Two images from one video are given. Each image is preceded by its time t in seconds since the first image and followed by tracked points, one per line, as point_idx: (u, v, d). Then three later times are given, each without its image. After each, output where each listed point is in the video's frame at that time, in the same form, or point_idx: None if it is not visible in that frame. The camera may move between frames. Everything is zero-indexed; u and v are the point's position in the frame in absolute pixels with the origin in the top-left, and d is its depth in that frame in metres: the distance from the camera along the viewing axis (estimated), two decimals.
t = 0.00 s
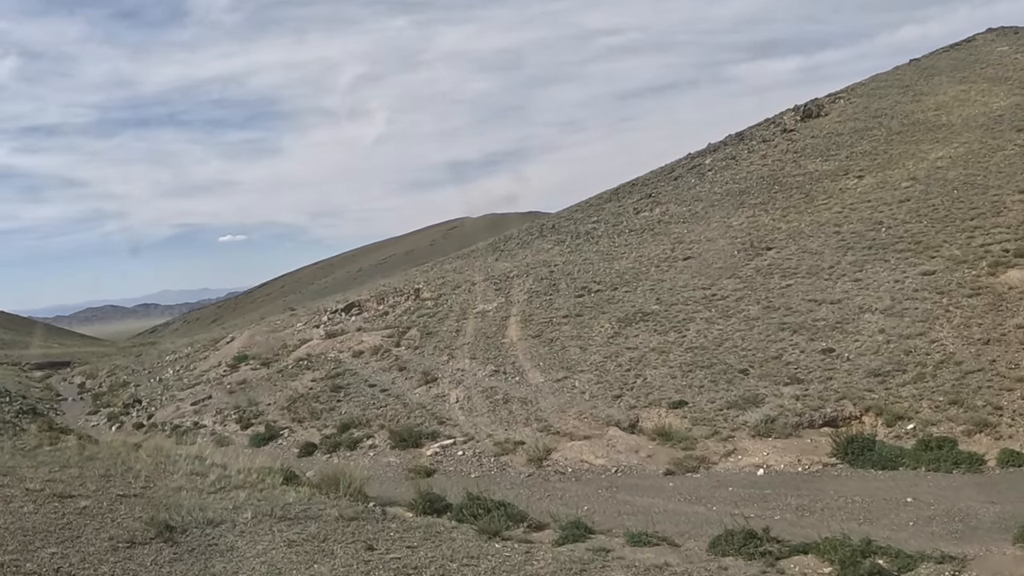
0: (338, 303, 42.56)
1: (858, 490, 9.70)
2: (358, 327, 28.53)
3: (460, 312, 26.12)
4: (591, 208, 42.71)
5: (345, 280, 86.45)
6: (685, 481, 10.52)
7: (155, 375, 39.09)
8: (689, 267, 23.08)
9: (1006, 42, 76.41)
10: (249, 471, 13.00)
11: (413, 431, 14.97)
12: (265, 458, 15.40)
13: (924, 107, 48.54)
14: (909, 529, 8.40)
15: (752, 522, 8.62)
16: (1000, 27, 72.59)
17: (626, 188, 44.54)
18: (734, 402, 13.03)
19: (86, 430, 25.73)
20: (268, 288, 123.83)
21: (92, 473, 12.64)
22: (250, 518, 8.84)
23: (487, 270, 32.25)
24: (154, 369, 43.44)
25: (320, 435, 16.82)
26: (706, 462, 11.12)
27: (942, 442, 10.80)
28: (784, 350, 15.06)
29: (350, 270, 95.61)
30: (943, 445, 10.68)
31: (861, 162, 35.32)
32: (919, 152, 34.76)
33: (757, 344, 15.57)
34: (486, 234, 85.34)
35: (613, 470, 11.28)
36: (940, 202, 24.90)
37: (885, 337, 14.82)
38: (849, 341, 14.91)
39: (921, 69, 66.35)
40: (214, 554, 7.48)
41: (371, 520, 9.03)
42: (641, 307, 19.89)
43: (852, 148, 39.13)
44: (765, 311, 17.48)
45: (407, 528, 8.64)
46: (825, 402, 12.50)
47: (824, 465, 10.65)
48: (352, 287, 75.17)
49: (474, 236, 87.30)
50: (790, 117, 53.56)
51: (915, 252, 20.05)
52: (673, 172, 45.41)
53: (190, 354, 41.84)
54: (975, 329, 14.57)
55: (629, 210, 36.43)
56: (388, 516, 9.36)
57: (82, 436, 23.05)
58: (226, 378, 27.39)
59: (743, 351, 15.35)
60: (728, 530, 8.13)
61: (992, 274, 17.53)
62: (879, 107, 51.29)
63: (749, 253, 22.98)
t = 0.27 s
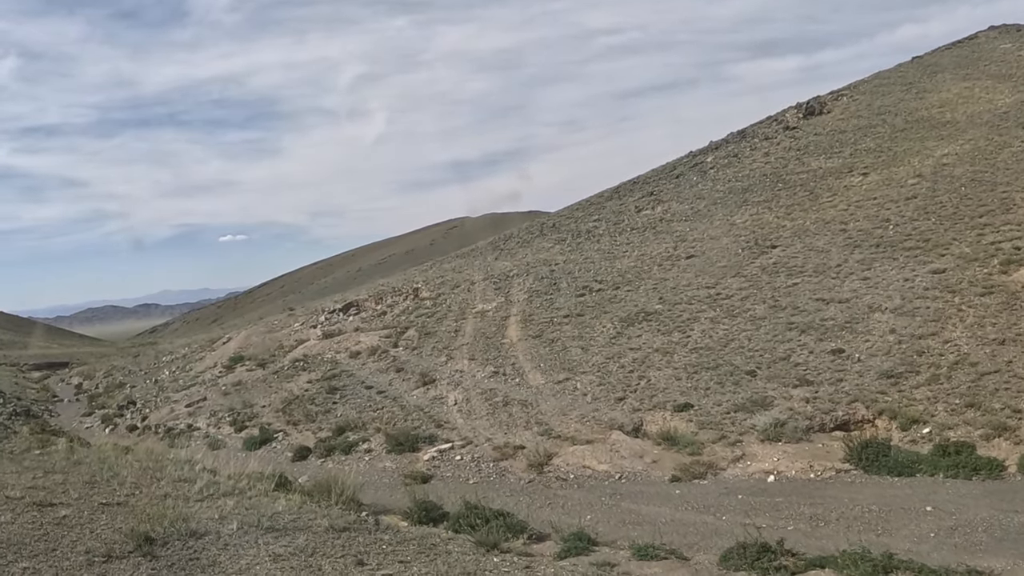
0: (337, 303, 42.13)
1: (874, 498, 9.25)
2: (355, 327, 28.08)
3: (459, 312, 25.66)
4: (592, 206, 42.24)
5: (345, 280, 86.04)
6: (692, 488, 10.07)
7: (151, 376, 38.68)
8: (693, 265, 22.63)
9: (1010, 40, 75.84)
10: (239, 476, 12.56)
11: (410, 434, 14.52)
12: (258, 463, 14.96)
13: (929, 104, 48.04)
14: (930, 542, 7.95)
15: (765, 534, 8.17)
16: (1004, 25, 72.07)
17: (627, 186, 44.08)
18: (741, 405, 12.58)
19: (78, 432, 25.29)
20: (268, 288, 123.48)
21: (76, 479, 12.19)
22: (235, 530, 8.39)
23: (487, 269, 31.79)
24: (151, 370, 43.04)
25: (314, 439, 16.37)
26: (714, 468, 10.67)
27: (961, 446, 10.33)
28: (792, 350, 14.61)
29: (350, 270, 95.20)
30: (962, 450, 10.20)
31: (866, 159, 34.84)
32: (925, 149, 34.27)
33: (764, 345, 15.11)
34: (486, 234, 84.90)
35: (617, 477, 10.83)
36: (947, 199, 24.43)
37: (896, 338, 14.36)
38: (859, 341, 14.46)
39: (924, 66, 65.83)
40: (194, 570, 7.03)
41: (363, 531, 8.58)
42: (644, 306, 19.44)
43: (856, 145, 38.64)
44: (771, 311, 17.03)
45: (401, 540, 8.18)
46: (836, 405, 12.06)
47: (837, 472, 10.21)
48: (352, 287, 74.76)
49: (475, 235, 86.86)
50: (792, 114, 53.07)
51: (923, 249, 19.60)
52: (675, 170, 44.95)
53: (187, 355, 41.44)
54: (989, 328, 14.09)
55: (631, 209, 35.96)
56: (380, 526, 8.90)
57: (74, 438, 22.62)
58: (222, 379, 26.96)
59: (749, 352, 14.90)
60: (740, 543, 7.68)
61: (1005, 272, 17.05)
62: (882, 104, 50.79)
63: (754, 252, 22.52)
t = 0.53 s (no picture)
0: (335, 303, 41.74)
1: (889, 504, 8.86)
2: (353, 326, 27.68)
3: (458, 311, 25.25)
4: (592, 204, 41.86)
5: (345, 279, 85.69)
6: (699, 493, 9.67)
7: (148, 376, 38.30)
8: (696, 264, 22.23)
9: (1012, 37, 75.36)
10: (229, 480, 12.16)
11: (406, 437, 14.12)
12: (251, 465, 14.57)
13: (932, 101, 47.59)
14: (951, 551, 7.55)
15: (776, 543, 7.77)
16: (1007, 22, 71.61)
17: (628, 184, 43.69)
18: (748, 406, 12.18)
19: (72, 433, 24.90)
20: (268, 288, 123.14)
21: (61, 484, 11.79)
22: (220, 539, 7.99)
23: (487, 268, 31.39)
24: (148, 370, 42.69)
25: (309, 441, 15.97)
26: (721, 472, 10.27)
27: (978, 449, 9.92)
28: (800, 350, 14.21)
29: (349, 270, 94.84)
30: (979, 453, 9.79)
31: (870, 156, 34.41)
32: (929, 146, 33.84)
33: (770, 344, 14.71)
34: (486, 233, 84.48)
35: (620, 481, 10.43)
36: (955, 196, 24.01)
37: (906, 337, 13.95)
38: (869, 341, 14.06)
39: (927, 64, 65.38)
40: None
41: (355, 539, 8.18)
42: (647, 305, 19.04)
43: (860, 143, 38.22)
44: (777, 310, 16.62)
45: (393, 550, 7.78)
46: (847, 407, 11.66)
47: (849, 477, 9.82)
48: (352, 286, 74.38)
49: (475, 235, 86.46)
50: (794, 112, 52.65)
51: (931, 246, 19.19)
52: (677, 168, 44.54)
53: (185, 355, 41.07)
54: (1003, 327, 13.67)
55: (632, 207, 35.56)
56: (372, 534, 8.50)
57: (67, 440, 22.25)
58: (218, 380, 26.59)
59: (755, 352, 14.50)
60: (751, 553, 7.28)
61: (1016, 269, 16.62)
62: (885, 102, 50.35)
63: (758, 250, 22.11)
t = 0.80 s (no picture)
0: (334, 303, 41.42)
1: (904, 510, 8.53)
2: (352, 326, 27.36)
3: (458, 311, 24.93)
4: (593, 203, 41.53)
5: (344, 279, 85.36)
6: (706, 498, 9.35)
7: (145, 376, 37.98)
8: (699, 262, 21.91)
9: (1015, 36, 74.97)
10: (223, 484, 11.84)
11: (404, 439, 13.79)
12: (246, 469, 14.25)
13: (935, 99, 47.24)
14: (970, 560, 7.22)
15: (789, 552, 7.45)
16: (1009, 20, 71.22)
17: (629, 182, 43.37)
18: (755, 408, 11.85)
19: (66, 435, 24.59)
20: (267, 288, 122.84)
21: (50, 488, 11.48)
22: (208, 547, 7.67)
23: (486, 267, 31.07)
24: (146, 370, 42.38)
25: (306, 443, 15.66)
26: (728, 476, 9.95)
27: (994, 451, 9.59)
28: (807, 350, 13.89)
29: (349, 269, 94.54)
30: (997, 455, 9.44)
31: (873, 154, 34.06)
32: (933, 143, 33.50)
33: (776, 344, 14.39)
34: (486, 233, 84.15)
35: (624, 485, 10.11)
36: (961, 193, 23.69)
37: (916, 336, 13.63)
38: (878, 341, 13.74)
39: (929, 62, 65.03)
40: None
41: (349, 547, 7.87)
42: (650, 304, 18.72)
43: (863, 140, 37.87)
44: (783, 309, 16.29)
45: (389, 559, 7.47)
46: (857, 408, 11.34)
47: (861, 480, 9.51)
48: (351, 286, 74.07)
49: (475, 234, 86.14)
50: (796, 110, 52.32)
51: (939, 244, 18.86)
52: (678, 166, 44.22)
53: (182, 355, 40.75)
54: (1015, 325, 13.34)
55: (633, 205, 35.24)
56: (368, 542, 8.18)
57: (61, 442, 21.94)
58: (215, 380, 26.28)
59: (761, 351, 14.18)
60: (763, 563, 6.97)
61: None
62: (888, 100, 50.00)
63: (762, 248, 21.78)
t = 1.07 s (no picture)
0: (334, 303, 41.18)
1: (917, 516, 8.29)
2: (351, 327, 27.11)
3: (458, 311, 24.67)
4: (594, 202, 41.28)
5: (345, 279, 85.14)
6: (712, 504, 9.10)
7: (143, 377, 37.76)
8: (702, 262, 21.66)
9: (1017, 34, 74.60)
10: (217, 489, 11.59)
11: (404, 442, 13.54)
12: (243, 472, 14.01)
13: (938, 97, 46.93)
14: (989, 568, 6.95)
15: (800, 561, 7.20)
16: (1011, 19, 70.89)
17: (630, 181, 43.13)
18: (762, 411, 11.59)
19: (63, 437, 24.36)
20: (267, 288, 122.61)
21: (41, 493, 11.24)
22: (199, 557, 7.42)
23: (487, 267, 30.81)
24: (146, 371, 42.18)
25: (304, 446, 15.41)
26: (735, 481, 9.69)
27: (1008, 455, 9.33)
28: (813, 351, 13.64)
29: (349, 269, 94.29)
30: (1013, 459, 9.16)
31: (877, 152, 33.77)
32: (937, 142, 33.23)
33: (782, 345, 14.13)
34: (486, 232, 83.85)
35: (628, 491, 9.86)
36: (966, 191, 23.42)
37: (925, 337, 13.37)
38: (885, 341, 13.48)
39: (931, 60, 64.72)
40: None
41: (346, 557, 7.62)
42: (653, 304, 18.46)
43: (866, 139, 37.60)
44: (788, 309, 16.03)
45: (386, 569, 7.21)
46: (866, 411, 11.09)
47: (872, 486, 9.26)
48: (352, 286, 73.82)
49: (475, 234, 85.87)
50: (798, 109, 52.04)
51: (945, 242, 18.59)
52: (679, 165, 43.97)
53: (181, 355, 40.54)
54: None
55: (635, 204, 34.99)
56: (364, 551, 7.93)
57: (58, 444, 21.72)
58: (213, 381, 26.06)
59: (766, 352, 13.92)
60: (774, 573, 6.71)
61: None
62: (891, 98, 49.70)
63: (766, 247, 21.52)
